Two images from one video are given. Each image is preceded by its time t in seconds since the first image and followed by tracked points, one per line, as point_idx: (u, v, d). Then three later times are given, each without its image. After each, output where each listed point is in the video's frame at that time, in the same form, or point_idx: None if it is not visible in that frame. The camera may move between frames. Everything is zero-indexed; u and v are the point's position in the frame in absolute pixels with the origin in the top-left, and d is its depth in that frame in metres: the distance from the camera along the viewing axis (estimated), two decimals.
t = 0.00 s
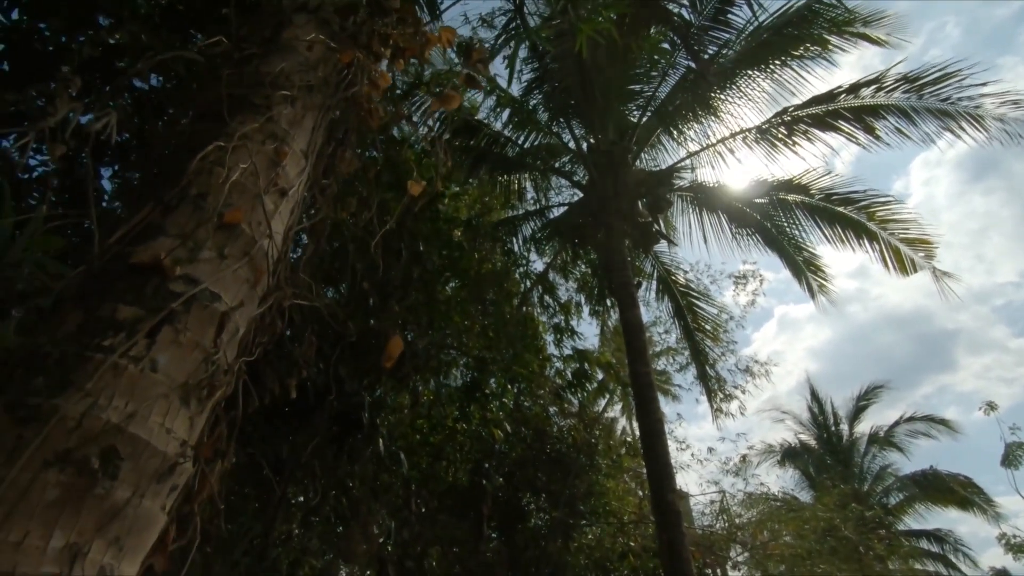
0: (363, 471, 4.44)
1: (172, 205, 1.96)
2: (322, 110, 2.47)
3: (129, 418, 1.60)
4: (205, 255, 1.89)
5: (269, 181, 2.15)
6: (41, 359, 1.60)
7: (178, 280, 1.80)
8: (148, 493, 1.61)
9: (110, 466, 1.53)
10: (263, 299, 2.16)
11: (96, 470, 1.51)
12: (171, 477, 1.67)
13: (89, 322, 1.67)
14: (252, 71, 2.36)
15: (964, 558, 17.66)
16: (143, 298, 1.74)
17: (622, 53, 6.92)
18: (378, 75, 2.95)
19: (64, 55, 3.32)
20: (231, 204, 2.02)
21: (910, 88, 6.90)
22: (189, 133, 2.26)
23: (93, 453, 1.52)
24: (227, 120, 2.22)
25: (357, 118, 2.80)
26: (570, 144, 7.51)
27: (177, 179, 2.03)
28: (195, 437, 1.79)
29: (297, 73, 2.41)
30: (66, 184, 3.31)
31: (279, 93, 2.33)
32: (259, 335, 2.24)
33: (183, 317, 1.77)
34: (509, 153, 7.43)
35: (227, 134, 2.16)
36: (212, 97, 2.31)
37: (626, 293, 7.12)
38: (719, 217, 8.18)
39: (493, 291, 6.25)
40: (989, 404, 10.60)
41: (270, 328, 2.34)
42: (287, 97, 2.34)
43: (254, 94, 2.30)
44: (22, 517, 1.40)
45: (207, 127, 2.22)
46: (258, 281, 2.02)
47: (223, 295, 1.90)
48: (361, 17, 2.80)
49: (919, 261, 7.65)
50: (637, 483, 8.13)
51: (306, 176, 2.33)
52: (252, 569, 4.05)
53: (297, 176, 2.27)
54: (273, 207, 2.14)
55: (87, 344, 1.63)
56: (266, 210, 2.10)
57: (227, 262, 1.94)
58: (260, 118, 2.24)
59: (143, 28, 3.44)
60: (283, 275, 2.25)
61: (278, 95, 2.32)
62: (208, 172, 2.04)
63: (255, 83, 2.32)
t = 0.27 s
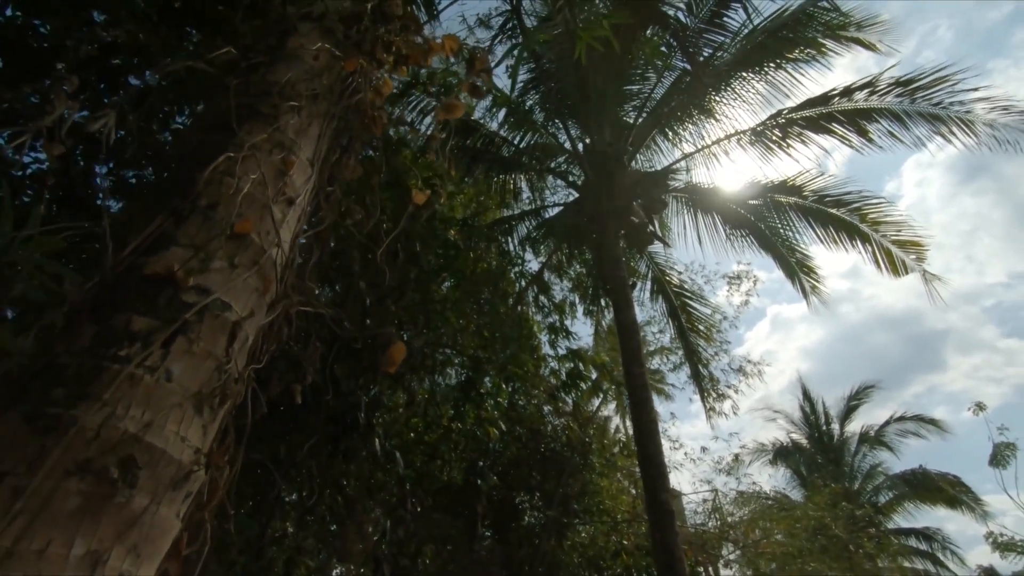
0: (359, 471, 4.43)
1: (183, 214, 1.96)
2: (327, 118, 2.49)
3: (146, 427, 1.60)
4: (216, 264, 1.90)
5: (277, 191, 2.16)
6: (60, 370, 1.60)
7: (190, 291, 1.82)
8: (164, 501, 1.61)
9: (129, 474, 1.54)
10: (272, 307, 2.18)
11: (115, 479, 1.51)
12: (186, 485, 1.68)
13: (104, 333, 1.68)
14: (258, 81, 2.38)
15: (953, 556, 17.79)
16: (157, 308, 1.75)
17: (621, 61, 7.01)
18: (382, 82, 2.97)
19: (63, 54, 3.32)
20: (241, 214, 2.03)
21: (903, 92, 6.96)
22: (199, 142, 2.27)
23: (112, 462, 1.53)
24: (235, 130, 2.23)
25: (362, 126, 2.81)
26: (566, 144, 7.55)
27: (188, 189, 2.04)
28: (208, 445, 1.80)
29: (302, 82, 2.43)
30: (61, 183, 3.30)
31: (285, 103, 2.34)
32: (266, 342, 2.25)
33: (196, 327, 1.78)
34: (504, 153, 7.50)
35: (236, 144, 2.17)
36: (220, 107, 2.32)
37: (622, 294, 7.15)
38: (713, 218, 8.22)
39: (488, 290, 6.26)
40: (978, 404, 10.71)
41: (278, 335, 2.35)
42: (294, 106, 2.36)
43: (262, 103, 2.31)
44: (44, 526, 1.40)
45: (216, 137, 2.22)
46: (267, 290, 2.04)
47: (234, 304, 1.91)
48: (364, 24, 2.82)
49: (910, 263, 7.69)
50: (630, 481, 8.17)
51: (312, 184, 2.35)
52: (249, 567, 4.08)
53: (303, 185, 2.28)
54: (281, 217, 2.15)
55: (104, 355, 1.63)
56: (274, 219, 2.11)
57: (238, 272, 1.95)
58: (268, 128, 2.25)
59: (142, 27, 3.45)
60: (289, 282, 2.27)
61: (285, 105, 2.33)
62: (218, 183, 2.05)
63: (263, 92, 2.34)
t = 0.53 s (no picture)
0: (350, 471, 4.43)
1: (191, 220, 1.96)
2: (331, 123, 2.49)
3: (157, 434, 1.61)
4: (225, 271, 1.90)
5: (283, 197, 2.17)
6: (72, 376, 1.62)
7: (199, 297, 1.82)
8: (174, 505, 1.62)
9: (141, 480, 1.55)
10: (276, 312, 2.19)
11: (127, 485, 1.53)
12: (195, 490, 1.69)
13: (115, 339, 1.68)
14: (264, 86, 2.38)
15: (933, 558, 17.96)
16: (167, 315, 1.76)
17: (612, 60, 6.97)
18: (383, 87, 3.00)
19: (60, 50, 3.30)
20: (249, 221, 2.04)
21: (891, 101, 7.00)
22: (207, 148, 2.26)
23: (124, 468, 1.54)
24: (241, 135, 2.23)
25: (363, 132, 2.82)
26: (559, 146, 7.60)
27: (196, 195, 2.03)
28: (215, 450, 1.81)
29: (307, 88, 2.43)
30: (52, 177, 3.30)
31: (291, 109, 2.35)
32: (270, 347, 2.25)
33: (205, 334, 1.78)
34: (498, 153, 7.44)
35: (242, 150, 2.17)
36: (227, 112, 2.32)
37: (612, 296, 7.18)
38: (703, 222, 8.26)
39: (479, 290, 6.27)
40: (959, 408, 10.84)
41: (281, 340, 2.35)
42: (299, 112, 2.36)
43: (268, 109, 2.31)
44: (58, 531, 1.42)
45: (223, 143, 2.21)
46: (272, 295, 2.04)
47: (242, 311, 1.91)
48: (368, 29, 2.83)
49: (896, 269, 7.77)
50: (617, 481, 8.21)
51: (316, 190, 2.36)
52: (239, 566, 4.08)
53: (308, 192, 2.29)
54: (286, 223, 2.16)
55: (115, 361, 1.64)
56: (280, 226, 2.12)
57: (245, 278, 1.95)
58: (275, 134, 2.25)
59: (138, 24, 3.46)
60: (293, 287, 2.28)
61: (291, 112, 2.34)
62: (227, 189, 2.05)
63: (269, 98, 2.34)
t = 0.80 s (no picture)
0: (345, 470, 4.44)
1: (207, 223, 1.97)
2: (341, 128, 2.51)
3: (175, 433, 1.62)
4: (240, 273, 1.91)
5: (295, 201, 2.18)
6: (91, 374, 1.63)
7: (215, 299, 1.83)
8: (190, 504, 1.64)
9: (160, 479, 1.56)
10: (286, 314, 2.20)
11: (147, 484, 1.54)
12: (209, 489, 1.70)
13: (132, 340, 1.70)
14: (276, 91, 2.40)
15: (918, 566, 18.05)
16: (184, 316, 1.77)
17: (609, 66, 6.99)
18: (391, 92, 3.03)
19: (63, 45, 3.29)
20: (262, 224, 2.05)
21: (885, 112, 7.05)
22: (220, 150, 2.27)
23: (144, 467, 1.55)
24: (254, 138, 2.24)
25: (370, 136, 2.83)
26: (557, 149, 7.62)
27: (210, 196, 2.04)
28: (228, 450, 1.82)
29: (318, 92, 2.45)
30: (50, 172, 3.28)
31: (303, 112, 2.36)
32: (279, 348, 2.26)
33: (220, 335, 1.79)
34: (495, 155, 7.44)
35: (256, 153, 2.18)
36: (240, 115, 2.34)
37: (607, 300, 7.21)
38: (698, 228, 8.30)
39: (475, 291, 6.28)
40: (947, 417, 10.92)
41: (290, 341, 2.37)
42: (311, 117, 2.38)
43: (280, 112, 2.32)
44: (80, 527, 1.42)
45: (236, 146, 2.22)
46: (284, 297, 2.05)
47: (255, 313, 1.92)
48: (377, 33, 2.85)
49: (888, 277, 7.81)
50: (608, 485, 8.23)
51: (326, 193, 2.37)
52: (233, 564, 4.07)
53: (319, 196, 2.31)
54: (298, 226, 2.17)
55: (133, 362, 1.65)
56: (292, 228, 2.13)
57: (259, 280, 1.96)
58: (287, 138, 2.26)
59: (140, 20, 3.46)
60: (302, 289, 2.29)
61: (303, 116, 2.35)
62: (241, 192, 2.06)
63: (281, 102, 2.35)
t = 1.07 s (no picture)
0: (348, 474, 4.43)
1: (217, 225, 1.97)
2: (351, 132, 2.51)
3: (183, 435, 1.63)
4: (249, 276, 1.91)
5: (305, 205, 2.18)
6: (100, 375, 1.63)
7: (225, 301, 1.83)
8: (197, 506, 1.64)
9: (168, 481, 1.57)
10: (295, 317, 2.20)
11: (156, 485, 1.55)
12: (216, 492, 1.71)
13: (143, 341, 1.69)
14: (287, 94, 2.40)
15: None
16: (194, 317, 1.77)
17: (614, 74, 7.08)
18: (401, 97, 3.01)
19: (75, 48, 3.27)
20: (272, 227, 2.05)
21: (892, 121, 7.04)
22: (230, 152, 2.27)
23: (152, 468, 1.55)
24: (265, 141, 2.24)
25: (381, 141, 2.84)
26: (563, 155, 7.62)
27: (221, 199, 2.04)
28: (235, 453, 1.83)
29: (329, 96, 2.45)
30: (61, 174, 3.29)
31: (314, 117, 2.37)
32: (286, 351, 2.26)
33: (230, 337, 1.79)
34: (502, 160, 7.45)
35: (267, 156, 2.18)
36: (251, 118, 2.34)
37: (613, 307, 7.20)
38: (704, 236, 8.29)
39: (479, 297, 6.28)
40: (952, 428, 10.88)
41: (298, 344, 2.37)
42: (321, 121, 2.38)
43: (291, 117, 2.33)
44: (88, 528, 1.44)
45: (247, 149, 2.22)
46: (293, 300, 2.05)
47: (264, 315, 1.92)
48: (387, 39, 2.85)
49: (895, 287, 7.79)
50: (610, 492, 8.21)
51: (336, 197, 2.38)
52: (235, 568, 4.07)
53: (328, 199, 2.31)
54: (308, 229, 2.17)
55: (143, 362, 1.65)
56: (303, 231, 2.13)
57: (268, 283, 1.96)
58: (298, 142, 2.27)
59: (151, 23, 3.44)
60: (310, 292, 2.29)
61: (314, 120, 2.36)
62: (251, 195, 2.06)
63: (292, 106, 2.36)
